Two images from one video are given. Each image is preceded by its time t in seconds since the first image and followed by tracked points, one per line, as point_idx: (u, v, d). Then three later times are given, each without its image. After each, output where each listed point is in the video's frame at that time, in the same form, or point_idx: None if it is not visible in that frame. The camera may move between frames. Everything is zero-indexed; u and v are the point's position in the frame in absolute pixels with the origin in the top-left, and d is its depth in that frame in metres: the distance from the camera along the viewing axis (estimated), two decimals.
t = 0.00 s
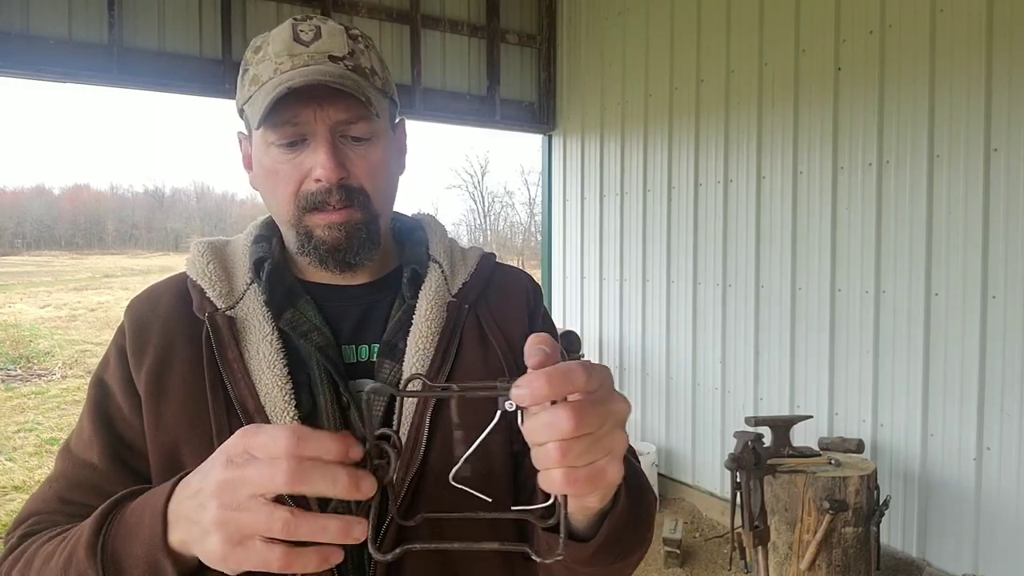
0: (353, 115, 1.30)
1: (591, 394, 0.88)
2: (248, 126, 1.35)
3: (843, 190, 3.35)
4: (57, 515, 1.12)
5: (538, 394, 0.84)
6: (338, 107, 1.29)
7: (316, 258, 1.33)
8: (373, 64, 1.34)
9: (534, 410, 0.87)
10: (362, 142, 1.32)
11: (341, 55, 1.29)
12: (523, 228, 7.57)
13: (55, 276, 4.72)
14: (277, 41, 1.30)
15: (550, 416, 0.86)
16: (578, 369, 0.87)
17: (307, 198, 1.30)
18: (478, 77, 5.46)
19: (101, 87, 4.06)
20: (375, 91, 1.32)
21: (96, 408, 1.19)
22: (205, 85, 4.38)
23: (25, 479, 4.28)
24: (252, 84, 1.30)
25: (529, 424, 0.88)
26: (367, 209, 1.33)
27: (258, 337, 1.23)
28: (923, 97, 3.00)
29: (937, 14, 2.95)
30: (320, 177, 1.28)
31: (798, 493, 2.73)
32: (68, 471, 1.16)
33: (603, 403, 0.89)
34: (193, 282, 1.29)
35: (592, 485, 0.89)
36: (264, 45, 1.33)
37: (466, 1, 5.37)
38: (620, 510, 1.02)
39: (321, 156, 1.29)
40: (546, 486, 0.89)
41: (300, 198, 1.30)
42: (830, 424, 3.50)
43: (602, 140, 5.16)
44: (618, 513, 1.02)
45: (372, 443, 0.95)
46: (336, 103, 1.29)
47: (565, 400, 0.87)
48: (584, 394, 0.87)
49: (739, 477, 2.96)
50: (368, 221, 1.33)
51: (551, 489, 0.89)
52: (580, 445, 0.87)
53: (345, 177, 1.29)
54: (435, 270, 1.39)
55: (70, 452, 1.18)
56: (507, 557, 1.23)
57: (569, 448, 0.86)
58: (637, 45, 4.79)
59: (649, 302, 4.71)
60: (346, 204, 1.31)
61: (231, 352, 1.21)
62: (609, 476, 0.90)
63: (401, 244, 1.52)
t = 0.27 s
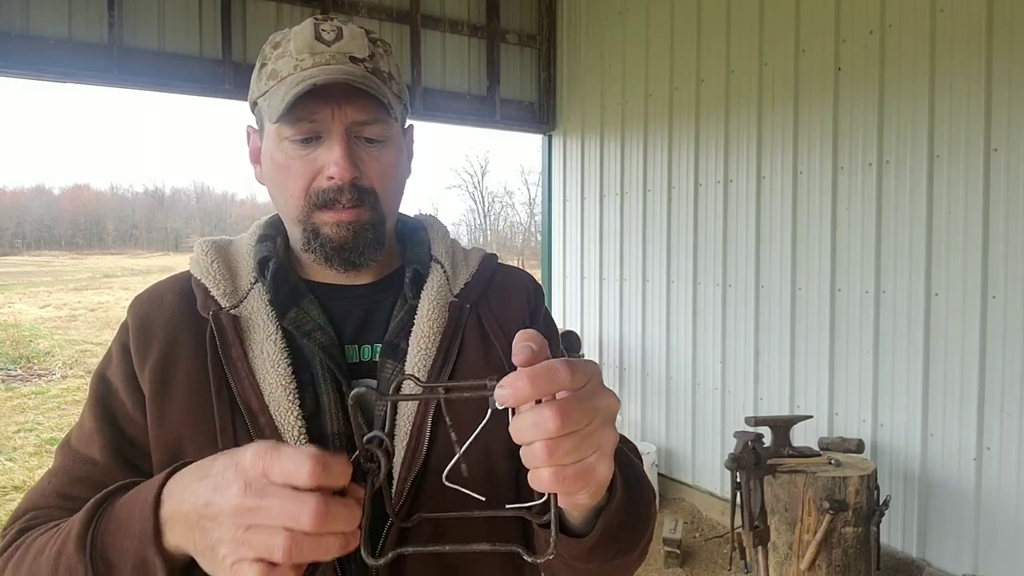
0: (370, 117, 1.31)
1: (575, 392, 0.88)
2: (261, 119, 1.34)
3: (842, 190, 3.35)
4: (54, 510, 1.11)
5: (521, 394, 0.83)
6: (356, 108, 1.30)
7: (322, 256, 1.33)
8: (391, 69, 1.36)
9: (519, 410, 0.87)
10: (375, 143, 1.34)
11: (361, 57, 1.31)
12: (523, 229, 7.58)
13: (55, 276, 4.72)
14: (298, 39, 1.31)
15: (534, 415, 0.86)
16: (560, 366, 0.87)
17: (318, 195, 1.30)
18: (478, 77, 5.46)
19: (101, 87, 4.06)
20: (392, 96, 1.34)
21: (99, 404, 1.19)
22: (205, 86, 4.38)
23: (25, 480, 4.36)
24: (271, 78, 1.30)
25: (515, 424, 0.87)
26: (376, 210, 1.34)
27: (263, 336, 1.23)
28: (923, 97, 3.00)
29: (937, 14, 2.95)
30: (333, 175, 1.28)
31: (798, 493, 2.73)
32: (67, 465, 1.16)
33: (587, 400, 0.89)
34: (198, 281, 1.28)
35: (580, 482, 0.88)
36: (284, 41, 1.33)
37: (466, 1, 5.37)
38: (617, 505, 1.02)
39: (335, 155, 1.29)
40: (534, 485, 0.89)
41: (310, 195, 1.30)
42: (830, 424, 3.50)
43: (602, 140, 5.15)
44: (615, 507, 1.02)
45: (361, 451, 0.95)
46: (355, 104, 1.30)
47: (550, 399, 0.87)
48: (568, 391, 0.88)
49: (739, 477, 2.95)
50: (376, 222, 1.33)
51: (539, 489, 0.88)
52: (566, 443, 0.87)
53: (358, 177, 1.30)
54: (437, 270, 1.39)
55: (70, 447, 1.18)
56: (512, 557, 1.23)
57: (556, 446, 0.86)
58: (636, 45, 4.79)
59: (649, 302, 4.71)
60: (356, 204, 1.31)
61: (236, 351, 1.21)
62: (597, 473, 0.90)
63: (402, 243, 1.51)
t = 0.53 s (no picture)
0: (377, 119, 1.32)
1: (582, 400, 0.88)
2: (267, 117, 1.34)
3: (843, 190, 3.35)
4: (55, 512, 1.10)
5: (529, 402, 0.84)
6: (363, 110, 1.30)
7: (323, 256, 1.33)
8: (400, 72, 1.36)
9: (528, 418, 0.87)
10: (381, 145, 1.34)
11: (371, 59, 1.31)
12: (523, 229, 7.58)
13: (56, 276, 4.72)
14: (308, 39, 1.31)
15: (542, 422, 0.86)
16: (568, 375, 0.87)
17: (321, 195, 1.30)
18: (478, 77, 5.46)
19: (101, 87, 4.07)
20: (400, 99, 1.34)
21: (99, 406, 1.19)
22: (205, 86, 4.38)
23: (26, 480, 4.34)
24: (279, 76, 1.30)
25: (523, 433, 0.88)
26: (379, 212, 1.34)
27: (263, 336, 1.23)
28: (923, 97, 3.00)
29: (937, 14, 2.95)
30: (338, 176, 1.28)
31: (798, 493, 2.73)
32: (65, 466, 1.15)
33: (595, 408, 0.89)
34: (198, 280, 1.28)
35: (588, 490, 0.88)
36: (294, 40, 1.33)
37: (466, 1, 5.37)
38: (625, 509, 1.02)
39: (341, 155, 1.29)
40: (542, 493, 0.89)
41: (314, 195, 1.30)
42: (830, 424, 3.50)
43: (602, 140, 5.16)
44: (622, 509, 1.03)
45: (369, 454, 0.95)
46: (364, 105, 1.30)
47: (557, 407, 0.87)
48: (576, 400, 0.88)
49: (739, 477, 2.95)
50: (378, 224, 1.33)
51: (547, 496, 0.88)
52: (574, 451, 0.87)
53: (362, 179, 1.30)
54: (438, 270, 1.39)
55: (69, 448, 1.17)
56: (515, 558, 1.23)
57: (563, 454, 0.86)
58: (636, 45, 4.79)
59: (649, 302, 4.71)
60: (359, 205, 1.31)
61: (236, 351, 1.21)
62: (606, 482, 0.90)
63: (403, 242, 1.51)
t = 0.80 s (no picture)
0: (376, 113, 1.32)
1: (576, 403, 0.87)
2: (266, 111, 1.34)
3: (843, 190, 3.35)
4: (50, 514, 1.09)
5: (521, 409, 0.82)
6: (362, 104, 1.31)
7: (320, 248, 1.33)
8: (399, 70, 1.37)
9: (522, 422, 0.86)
10: (379, 138, 1.34)
11: (371, 55, 1.32)
12: (523, 228, 7.58)
13: (55, 276, 4.72)
14: (309, 34, 1.32)
15: (536, 426, 0.85)
16: (561, 378, 0.86)
17: (319, 188, 1.30)
18: (478, 77, 5.46)
19: (101, 87, 4.07)
20: (399, 95, 1.35)
21: (98, 408, 1.18)
22: (205, 86, 4.37)
23: (26, 479, 4.30)
24: (280, 71, 1.30)
25: (517, 436, 0.86)
26: (377, 205, 1.34)
27: (263, 337, 1.24)
28: (923, 98, 3.00)
29: (937, 14, 2.95)
30: (335, 167, 1.28)
31: (798, 494, 2.73)
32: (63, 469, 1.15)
33: (588, 409, 0.88)
34: (197, 281, 1.28)
35: (583, 491, 0.88)
36: (295, 36, 1.34)
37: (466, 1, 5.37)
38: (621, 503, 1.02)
39: (338, 148, 1.29)
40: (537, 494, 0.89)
41: (311, 188, 1.30)
42: (830, 424, 3.50)
43: (602, 140, 5.16)
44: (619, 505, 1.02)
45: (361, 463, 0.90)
46: (362, 98, 1.31)
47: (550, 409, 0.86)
48: (569, 403, 0.87)
49: (739, 478, 2.95)
50: (375, 218, 1.33)
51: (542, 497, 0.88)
52: (569, 452, 0.87)
53: (360, 172, 1.30)
54: (438, 270, 1.40)
55: (67, 451, 1.17)
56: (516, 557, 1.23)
57: (558, 456, 0.86)
58: (636, 45, 4.79)
59: (649, 302, 4.71)
60: (356, 199, 1.31)
61: (235, 353, 1.21)
62: (600, 480, 0.91)
63: (403, 243, 1.52)
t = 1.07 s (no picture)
0: (366, 91, 1.36)
1: (598, 382, 0.87)
2: (268, 100, 1.43)
3: (842, 190, 3.35)
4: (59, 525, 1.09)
5: (555, 382, 0.85)
6: (352, 81, 1.35)
7: (308, 230, 1.33)
8: (395, 57, 1.41)
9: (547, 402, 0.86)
10: (371, 120, 1.36)
11: (365, 39, 1.36)
12: (523, 229, 7.58)
13: (56, 276, 4.72)
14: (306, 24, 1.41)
15: (562, 407, 0.85)
16: (583, 358, 0.87)
17: (308, 165, 1.32)
18: (478, 77, 5.46)
19: (101, 87, 4.07)
20: (393, 77, 1.38)
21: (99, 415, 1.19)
22: (205, 86, 4.37)
23: (25, 480, 4.22)
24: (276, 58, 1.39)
25: (544, 417, 0.86)
26: (366, 185, 1.34)
27: (262, 341, 1.24)
28: (923, 98, 3.00)
29: (937, 14, 2.95)
30: (322, 142, 1.31)
31: (798, 493, 2.73)
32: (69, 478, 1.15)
33: (612, 389, 0.87)
34: (196, 283, 1.28)
35: (611, 470, 0.88)
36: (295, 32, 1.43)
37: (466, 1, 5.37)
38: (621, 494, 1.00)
39: (327, 124, 1.33)
40: (567, 475, 0.88)
41: (302, 165, 1.33)
42: (830, 424, 3.50)
43: (602, 140, 5.16)
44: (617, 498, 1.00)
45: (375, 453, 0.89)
46: (353, 78, 1.36)
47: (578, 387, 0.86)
48: (593, 382, 0.86)
49: (739, 477, 2.96)
50: (366, 198, 1.33)
51: (573, 478, 0.88)
52: (595, 432, 0.86)
53: (347, 147, 1.32)
54: (440, 273, 1.40)
55: (72, 460, 1.17)
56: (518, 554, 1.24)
57: (588, 435, 0.85)
58: (637, 45, 4.79)
59: (648, 303, 4.71)
60: (345, 176, 1.32)
61: (235, 357, 1.21)
62: (627, 460, 0.90)
63: (405, 244, 1.52)
